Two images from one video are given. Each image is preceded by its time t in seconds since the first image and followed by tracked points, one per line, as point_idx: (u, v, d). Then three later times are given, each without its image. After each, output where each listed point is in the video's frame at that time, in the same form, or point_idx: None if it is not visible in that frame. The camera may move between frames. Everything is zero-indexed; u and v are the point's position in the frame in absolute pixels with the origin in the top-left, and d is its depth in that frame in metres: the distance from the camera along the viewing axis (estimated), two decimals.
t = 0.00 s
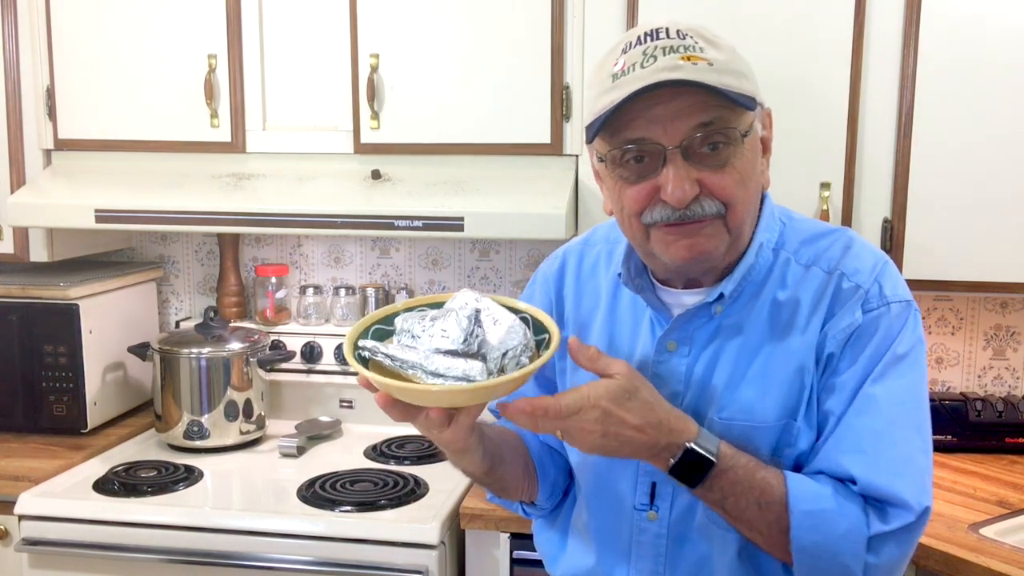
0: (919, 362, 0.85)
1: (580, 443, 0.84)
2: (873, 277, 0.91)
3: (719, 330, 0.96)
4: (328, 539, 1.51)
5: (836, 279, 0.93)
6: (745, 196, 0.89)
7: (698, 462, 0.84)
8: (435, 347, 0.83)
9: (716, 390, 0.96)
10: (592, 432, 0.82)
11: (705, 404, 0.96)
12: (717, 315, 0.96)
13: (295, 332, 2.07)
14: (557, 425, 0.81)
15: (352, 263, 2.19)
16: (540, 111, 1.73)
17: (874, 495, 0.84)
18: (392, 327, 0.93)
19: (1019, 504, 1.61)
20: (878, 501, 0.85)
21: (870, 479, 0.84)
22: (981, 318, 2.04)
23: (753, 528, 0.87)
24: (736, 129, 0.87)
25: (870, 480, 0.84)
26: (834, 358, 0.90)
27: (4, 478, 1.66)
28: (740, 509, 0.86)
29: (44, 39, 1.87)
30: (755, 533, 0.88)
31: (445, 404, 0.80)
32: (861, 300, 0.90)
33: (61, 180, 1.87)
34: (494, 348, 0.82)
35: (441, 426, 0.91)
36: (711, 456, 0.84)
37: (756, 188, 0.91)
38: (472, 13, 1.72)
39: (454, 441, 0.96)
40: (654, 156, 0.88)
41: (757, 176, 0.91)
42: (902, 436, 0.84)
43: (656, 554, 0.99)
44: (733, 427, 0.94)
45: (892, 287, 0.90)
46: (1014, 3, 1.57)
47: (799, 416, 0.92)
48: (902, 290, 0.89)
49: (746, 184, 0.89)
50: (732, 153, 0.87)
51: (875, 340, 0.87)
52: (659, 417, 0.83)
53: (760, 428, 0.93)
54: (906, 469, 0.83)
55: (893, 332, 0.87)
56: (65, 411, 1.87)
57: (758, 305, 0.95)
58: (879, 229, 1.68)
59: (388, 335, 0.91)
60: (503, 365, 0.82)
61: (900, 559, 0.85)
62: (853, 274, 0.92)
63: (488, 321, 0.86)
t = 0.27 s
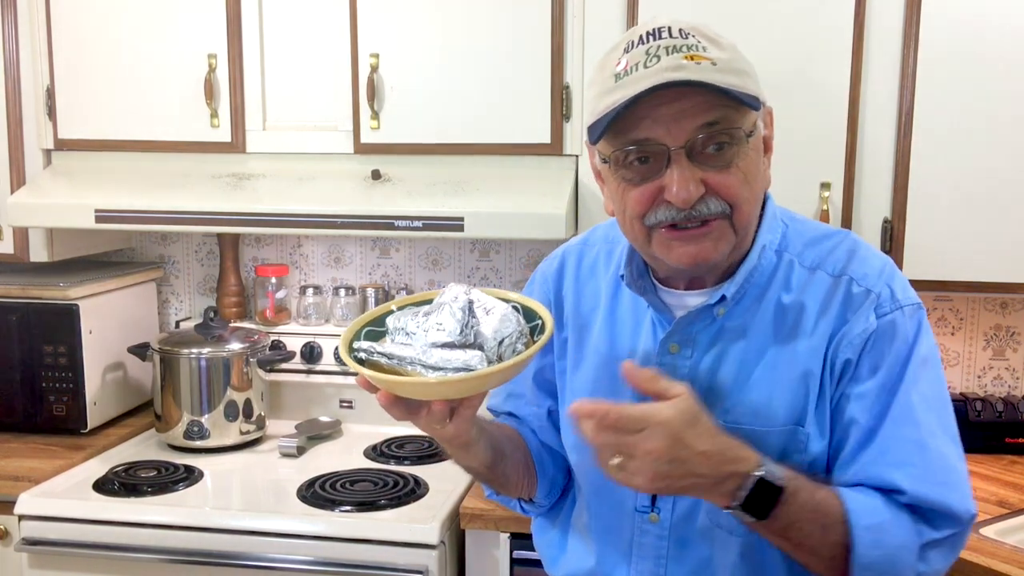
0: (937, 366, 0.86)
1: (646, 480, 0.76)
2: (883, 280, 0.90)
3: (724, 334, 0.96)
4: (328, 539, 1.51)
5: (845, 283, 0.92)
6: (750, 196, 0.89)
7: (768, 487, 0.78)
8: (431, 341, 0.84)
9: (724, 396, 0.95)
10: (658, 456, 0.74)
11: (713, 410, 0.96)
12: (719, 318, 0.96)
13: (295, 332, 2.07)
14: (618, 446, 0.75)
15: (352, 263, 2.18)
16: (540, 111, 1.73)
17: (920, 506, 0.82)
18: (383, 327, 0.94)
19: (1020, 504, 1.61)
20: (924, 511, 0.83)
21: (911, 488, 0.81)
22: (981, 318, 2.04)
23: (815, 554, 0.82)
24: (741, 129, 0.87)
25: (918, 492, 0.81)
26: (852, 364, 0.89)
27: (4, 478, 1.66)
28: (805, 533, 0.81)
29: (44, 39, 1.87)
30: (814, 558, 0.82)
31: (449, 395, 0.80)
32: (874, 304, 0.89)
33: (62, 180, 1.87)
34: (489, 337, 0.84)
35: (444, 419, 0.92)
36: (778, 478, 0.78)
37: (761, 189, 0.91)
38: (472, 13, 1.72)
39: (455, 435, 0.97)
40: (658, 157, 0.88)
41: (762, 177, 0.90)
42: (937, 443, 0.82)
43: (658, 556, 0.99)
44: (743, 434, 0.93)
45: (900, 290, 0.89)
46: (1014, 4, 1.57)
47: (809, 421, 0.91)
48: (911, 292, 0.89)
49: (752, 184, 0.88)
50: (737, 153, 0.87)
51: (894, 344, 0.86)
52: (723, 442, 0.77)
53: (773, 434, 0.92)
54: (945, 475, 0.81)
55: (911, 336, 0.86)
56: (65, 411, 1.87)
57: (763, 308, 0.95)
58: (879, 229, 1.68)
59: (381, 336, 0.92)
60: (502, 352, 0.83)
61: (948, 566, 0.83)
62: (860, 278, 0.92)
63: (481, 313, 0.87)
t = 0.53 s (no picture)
0: (949, 358, 0.87)
1: (699, 468, 0.77)
2: (887, 275, 0.91)
3: (726, 330, 0.96)
4: (328, 539, 1.51)
5: (849, 278, 0.92)
6: (752, 190, 0.89)
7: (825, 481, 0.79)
8: (435, 340, 0.84)
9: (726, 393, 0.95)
10: (711, 443, 0.75)
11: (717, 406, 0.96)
12: (720, 314, 0.96)
13: (295, 332, 2.07)
14: (672, 430, 0.76)
15: (352, 263, 2.18)
16: (540, 111, 1.73)
17: (957, 497, 0.83)
18: (382, 325, 0.94)
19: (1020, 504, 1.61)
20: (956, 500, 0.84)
21: (943, 479, 0.82)
22: (981, 318, 2.04)
23: (866, 549, 0.82)
24: (740, 123, 0.87)
25: (955, 483, 0.82)
26: (864, 359, 0.89)
27: (4, 477, 1.66)
28: (859, 529, 0.81)
29: (44, 38, 1.87)
30: (864, 555, 0.83)
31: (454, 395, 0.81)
32: (881, 298, 0.89)
33: (62, 180, 1.87)
34: (492, 337, 0.84)
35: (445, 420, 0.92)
36: (835, 473, 0.79)
37: (762, 183, 0.91)
38: (471, 13, 1.72)
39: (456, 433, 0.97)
40: (659, 152, 0.88)
41: (762, 170, 0.90)
42: (962, 433, 0.83)
43: (658, 555, 0.99)
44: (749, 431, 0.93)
45: (907, 285, 0.90)
46: (1014, 4, 1.57)
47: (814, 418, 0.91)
48: (916, 286, 0.90)
49: (753, 179, 0.89)
50: (738, 147, 0.87)
51: (908, 338, 0.86)
52: (779, 436, 0.77)
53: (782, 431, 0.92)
54: (975, 465, 0.83)
55: (923, 329, 0.87)
56: (65, 411, 1.87)
57: (765, 304, 0.95)
58: (879, 229, 1.68)
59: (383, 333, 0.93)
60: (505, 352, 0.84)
61: (984, 556, 0.84)
62: (864, 273, 0.92)
63: (484, 313, 0.88)
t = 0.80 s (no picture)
0: (945, 369, 0.86)
1: (653, 466, 0.80)
2: (889, 282, 0.90)
3: (724, 334, 0.96)
4: (328, 539, 1.51)
5: (851, 284, 0.92)
6: (758, 187, 0.89)
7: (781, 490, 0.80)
8: (437, 346, 0.84)
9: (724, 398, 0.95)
10: (662, 438, 0.79)
11: (716, 410, 0.96)
12: (719, 318, 0.96)
13: (295, 332, 2.07)
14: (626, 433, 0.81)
15: (352, 263, 2.18)
16: (540, 111, 1.73)
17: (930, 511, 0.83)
18: (379, 326, 0.93)
19: (1020, 504, 1.61)
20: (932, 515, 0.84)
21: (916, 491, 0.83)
22: (981, 318, 2.04)
23: (828, 560, 0.84)
24: (743, 120, 0.87)
25: (927, 496, 0.82)
26: (859, 367, 0.89)
27: (4, 478, 1.66)
28: (819, 539, 0.83)
29: (44, 38, 1.87)
30: (828, 566, 0.84)
31: (456, 401, 0.81)
32: (881, 306, 0.89)
33: (62, 180, 1.87)
34: (493, 341, 0.84)
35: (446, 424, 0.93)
36: (790, 481, 0.80)
37: (767, 180, 0.91)
38: (471, 12, 1.72)
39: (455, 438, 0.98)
40: (665, 153, 0.88)
41: (767, 166, 0.91)
42: (945, 446, 0.83)
43: (655, 561, 0.99)
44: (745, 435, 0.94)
45: (908, 293, 0.89)
46: (1014, 4, 1.57)
47: (812, 423, 0.91)
48: (918, 294, 0.89)
49: (759, 175, 0.88)
50: (741, 144, 0.87)
51: (902, 348, 0.86)
52: (730, 439, 0.81)
53: (776, 436, 0.92)
54: (953, 479, 0.83)
55: (918, 339, 0.86)
56: (65, 411, 1.87)
57: (765, 309, 0.95)
58: (879, 229, 1.68)
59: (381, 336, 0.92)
60: (506, 357, 0.84)
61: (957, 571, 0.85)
62: (866, 280, 0.92)
63: (485, 316, 0.87)
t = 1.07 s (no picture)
0: (940, 373, 0.85)
1: (627, 471, 0.82)
2: (889, 287, 0.90)
3: (723, 340, 0.96)
4: (328, 539, 1.51)
5: (851, 289, 0.92)
6: (755, 194, 0.88)
7: (755, 498, 0.83)
8: (441, 366, 0.83)
9: (723, 405, 0.95)
10: (634, 442, 0.82)
11: (716, 417, 0.95)
12: (719, 324, 0.95)
13: (294, 332, 2.07)
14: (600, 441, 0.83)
15: (352, 263, 2.18)
16: (540, 110, 1.73)
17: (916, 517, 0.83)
18: (379, 343, 0.91)
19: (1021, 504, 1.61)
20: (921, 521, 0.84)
21: (907, 498, 0.83)
22: (981, 318, 2.04)
23: (806, 566, 0.86)
24: (741, 127, 0.87)
25: (913, 503, 0.83)
26: (857, 373, 0.89)
27: (3, 478, 1.66)
28: (796, 546, 0.85)
29: (44, 38, 1.86)
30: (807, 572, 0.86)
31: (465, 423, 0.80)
32: (880, 311, 0.89)
33: (62, 179, 1.87)
34: (498, 361, 0.83)
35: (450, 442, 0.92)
36: (762, 487, 0.83)
37: (765, 186, 0.91)
38: (471, 12, 1.72)
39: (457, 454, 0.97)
40: (662, 162, 0.88)
41: (765, 172, 0.90)
42: (938, 453, 0.83)
43: (656, 569, 0.98)
44: (744, 441, 0.93)
45: (908, 298, 0.89)
46: (1015, 3, 1.57)
47: (812, 430, 0.91)
48: (918, 298, 0.89)
49: (755, 181, 0.88)
50: (738, 151, 0.87)
51: (901, 354, 0.86)
52: (700, 446, 0.84)
53: (775, 443, 0.92)
54: (942, 486, 0.83)
55: (915, 344, 0.86)
56: (64, 411, 1.87)
57: (764, 315, 0.95)
58: (879, 229, 1.68)
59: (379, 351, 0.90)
60: (512, 375, 0.83)
61: None
62: (867, 285, 0.91)
63: (488, 333, 0.86)
